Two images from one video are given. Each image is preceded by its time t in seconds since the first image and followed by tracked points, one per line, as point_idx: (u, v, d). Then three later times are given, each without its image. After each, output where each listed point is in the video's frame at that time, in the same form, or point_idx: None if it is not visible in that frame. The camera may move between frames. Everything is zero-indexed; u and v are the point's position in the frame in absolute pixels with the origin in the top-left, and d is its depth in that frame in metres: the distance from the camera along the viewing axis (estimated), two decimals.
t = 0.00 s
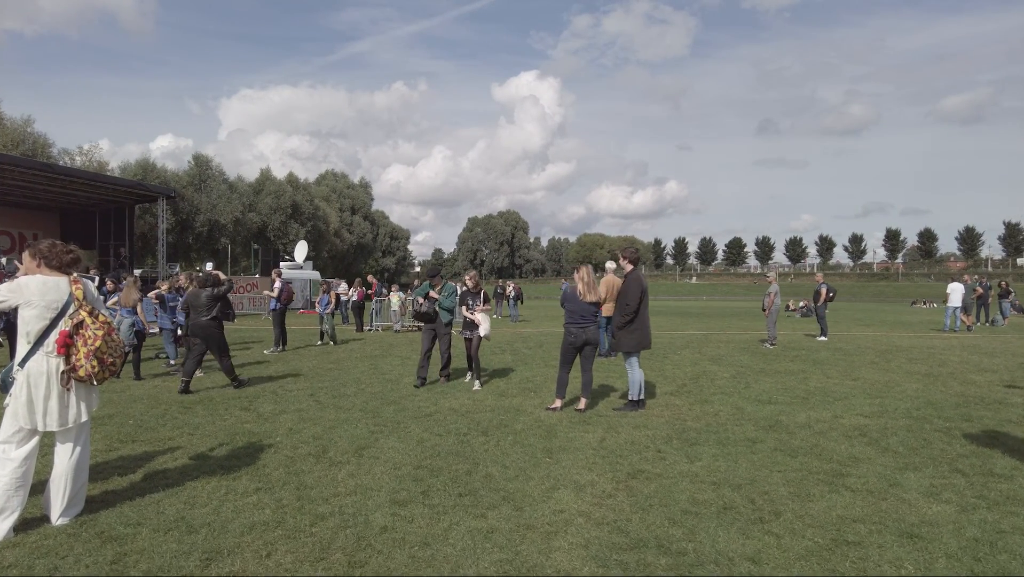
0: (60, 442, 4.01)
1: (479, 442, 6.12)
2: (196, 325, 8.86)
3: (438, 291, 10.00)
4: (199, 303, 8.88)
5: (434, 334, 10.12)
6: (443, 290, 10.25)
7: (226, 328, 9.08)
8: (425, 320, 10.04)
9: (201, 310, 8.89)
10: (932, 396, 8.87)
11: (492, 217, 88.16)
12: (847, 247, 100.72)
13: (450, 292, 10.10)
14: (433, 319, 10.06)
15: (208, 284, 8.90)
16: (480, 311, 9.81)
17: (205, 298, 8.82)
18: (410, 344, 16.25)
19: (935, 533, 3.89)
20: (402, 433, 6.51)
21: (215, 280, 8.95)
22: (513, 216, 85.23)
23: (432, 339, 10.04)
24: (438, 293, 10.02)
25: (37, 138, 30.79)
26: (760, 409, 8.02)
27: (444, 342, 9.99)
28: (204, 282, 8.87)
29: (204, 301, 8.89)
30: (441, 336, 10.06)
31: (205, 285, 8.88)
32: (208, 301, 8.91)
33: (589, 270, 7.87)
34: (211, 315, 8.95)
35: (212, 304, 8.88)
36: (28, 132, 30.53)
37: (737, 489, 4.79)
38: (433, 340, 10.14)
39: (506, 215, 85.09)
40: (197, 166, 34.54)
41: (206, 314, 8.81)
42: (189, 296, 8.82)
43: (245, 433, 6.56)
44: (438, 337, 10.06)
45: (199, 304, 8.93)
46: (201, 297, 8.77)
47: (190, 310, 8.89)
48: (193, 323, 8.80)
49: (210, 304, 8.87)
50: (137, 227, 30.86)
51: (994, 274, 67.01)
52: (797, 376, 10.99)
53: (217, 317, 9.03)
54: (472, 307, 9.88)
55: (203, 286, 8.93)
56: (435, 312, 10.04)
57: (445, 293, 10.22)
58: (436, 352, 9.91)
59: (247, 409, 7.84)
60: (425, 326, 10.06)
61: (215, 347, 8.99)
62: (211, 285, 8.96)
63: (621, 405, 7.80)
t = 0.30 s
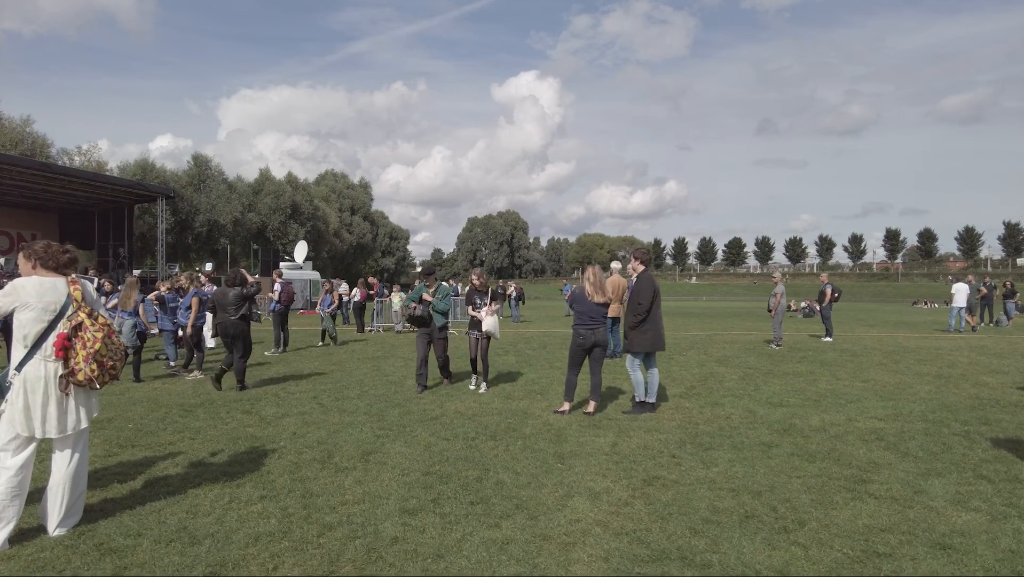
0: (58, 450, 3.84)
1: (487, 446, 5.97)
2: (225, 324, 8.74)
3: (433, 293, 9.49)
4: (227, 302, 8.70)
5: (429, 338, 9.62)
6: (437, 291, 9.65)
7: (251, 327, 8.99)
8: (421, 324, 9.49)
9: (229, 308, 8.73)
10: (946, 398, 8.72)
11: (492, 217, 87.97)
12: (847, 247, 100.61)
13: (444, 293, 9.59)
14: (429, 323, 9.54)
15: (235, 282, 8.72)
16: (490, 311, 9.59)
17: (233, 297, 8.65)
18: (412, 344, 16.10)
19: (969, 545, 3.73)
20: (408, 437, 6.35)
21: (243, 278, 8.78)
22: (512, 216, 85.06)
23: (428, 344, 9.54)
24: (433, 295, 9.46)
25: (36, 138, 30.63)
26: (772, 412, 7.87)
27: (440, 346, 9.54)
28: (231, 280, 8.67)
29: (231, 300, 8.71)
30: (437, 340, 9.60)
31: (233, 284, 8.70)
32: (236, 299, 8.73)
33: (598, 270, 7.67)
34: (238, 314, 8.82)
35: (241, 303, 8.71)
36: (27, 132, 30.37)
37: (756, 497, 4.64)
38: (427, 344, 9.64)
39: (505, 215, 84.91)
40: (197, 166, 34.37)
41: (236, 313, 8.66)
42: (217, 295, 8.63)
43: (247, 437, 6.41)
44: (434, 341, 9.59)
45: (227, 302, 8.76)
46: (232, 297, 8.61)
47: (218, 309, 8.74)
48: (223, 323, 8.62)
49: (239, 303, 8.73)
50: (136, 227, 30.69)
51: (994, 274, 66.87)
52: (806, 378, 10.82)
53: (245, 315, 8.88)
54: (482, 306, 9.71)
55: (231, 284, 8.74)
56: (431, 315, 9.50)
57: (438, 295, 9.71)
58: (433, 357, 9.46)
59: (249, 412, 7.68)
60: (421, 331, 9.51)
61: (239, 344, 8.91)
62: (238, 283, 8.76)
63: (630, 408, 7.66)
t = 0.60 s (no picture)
0: (49, 457, 3.66)
1: (494, 451, 5.79)
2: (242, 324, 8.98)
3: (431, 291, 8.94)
4: (246, 303, 8.97)
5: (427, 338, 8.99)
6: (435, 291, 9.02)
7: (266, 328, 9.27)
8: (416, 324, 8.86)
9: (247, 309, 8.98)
10: (960, 400, 8.55)
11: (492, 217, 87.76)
12: (847, 248, 100.43)
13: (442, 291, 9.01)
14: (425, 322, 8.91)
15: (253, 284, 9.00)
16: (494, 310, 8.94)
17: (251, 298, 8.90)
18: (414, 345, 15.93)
19: (1005, 559, 3.55)
20: (412, 441, 6.18)
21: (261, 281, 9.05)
22: (513, 216, 84.85)
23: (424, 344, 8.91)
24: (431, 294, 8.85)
25: (35, 137, 30.46)
26: (785, 415, 7.70)
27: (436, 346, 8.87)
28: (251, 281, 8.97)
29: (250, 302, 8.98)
30: (434, 339, 8.94)
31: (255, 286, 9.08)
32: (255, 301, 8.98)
33: (607, 269, 7.45)
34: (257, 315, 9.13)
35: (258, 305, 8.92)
36: (26, 131, 30.20)
37: (776, 505, 4.47)
38: (424, 344, 9.03)
39: (506, 215, 84.72)
40: (197, 165, 34.18)
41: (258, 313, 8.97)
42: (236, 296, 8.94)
43: (247, 441, 6.23)
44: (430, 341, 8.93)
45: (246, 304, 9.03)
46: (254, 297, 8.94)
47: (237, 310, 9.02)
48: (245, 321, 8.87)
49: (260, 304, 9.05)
50: (136, 227, 30.52)
51: (995, 275, 66.66)
52: (816, 379, 10.65)
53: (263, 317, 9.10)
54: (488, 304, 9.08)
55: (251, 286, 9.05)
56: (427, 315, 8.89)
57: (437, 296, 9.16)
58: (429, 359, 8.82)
59: (248, 415, 7.51)
60: (416, 330, 8.87)
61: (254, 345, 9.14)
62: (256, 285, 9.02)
63: (640, 412, 7.49)
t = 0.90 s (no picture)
0: (37, 466, 3.48)
1: (502, 455, 5.62)
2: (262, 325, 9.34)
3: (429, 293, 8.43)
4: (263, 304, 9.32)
5: (423, 342, 8.45)
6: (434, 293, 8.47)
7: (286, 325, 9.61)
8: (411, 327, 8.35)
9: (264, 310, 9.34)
10: (975, 402, 8.37)
11: (492, 216, 87.59)
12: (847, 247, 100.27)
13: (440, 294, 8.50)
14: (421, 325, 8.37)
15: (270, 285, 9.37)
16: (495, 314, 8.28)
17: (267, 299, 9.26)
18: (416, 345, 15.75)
19: None
20: (417, 445, 6.00)
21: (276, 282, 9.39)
22: (513, 216, 84.63)
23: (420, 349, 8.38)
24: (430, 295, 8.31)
25: (35, 136, 30.29)
26: (797, 417, 7.52)
27: (433, 350, 8.34)
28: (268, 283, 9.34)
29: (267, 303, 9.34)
30: (430, 343, 8.38)
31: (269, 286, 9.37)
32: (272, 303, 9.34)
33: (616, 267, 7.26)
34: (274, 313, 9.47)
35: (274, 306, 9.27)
36: (25, 130, 30.02)
37: (798, 514, 4.28)
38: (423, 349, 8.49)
39: (506, 214, 84.58)
40: (196, 165, 34.01)
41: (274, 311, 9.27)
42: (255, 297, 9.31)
43: (247, 445, 6.06)
44: (426, 345, 8.39)
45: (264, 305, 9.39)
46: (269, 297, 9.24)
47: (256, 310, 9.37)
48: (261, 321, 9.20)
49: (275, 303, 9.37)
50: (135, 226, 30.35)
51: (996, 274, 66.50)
52: (825, 380, 10.47)
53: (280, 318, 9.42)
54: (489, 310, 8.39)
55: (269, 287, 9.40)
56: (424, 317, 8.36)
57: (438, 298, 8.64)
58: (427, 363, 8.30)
59: (249, 417, 7.34)
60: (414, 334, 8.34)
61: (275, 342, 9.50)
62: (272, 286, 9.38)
63: (649, 415, 7.32)
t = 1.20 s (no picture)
0: (32, 474, 3.34)
1: (512, 460, 5.48)
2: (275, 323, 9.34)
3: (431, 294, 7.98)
4: (277, 302, 9.32)
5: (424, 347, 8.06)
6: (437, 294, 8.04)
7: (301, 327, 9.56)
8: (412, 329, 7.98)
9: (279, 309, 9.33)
10: (990, 404, 8.23)
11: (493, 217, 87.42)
12: (848, 247, 100.12)
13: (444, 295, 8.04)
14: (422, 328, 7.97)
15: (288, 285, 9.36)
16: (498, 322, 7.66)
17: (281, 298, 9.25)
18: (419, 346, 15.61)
19: None
20: (424, 449, 5.86)
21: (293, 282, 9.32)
22: (513, 215, 84.51)
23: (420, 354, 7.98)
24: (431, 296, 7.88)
25: (34, 136, 30.14)
26: (811, 420, 7.37)
27: (435, 357, 7.93)
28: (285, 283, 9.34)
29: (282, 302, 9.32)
30: (432, 349, 7.96)
31: (287, 285, 9.39)
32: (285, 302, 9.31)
33: (625, 267, 7.14)
34: (290, 314, 9.44)
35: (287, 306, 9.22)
36: (25, 130, 29.88)
37: (821, 521, 4.14)
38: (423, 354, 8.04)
39: (506, 214, 84.40)
40: (197, 165, 33.87)
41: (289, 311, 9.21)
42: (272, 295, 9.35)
43: (250, 449, 5.93)
44: (428, 351, 7.98)
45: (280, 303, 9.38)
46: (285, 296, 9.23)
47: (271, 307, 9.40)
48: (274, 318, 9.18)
49: (291, 303, 9.34)
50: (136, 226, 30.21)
51: (998, 273, 66.34)
52: (835, 382, 10.33)
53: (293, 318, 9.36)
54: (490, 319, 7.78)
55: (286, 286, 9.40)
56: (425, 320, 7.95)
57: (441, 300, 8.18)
58: (429, 371, 7.91)
59: (251, 420, 7.19)
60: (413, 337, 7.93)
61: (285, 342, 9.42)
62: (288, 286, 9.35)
63: (659, 418, 7.17)
